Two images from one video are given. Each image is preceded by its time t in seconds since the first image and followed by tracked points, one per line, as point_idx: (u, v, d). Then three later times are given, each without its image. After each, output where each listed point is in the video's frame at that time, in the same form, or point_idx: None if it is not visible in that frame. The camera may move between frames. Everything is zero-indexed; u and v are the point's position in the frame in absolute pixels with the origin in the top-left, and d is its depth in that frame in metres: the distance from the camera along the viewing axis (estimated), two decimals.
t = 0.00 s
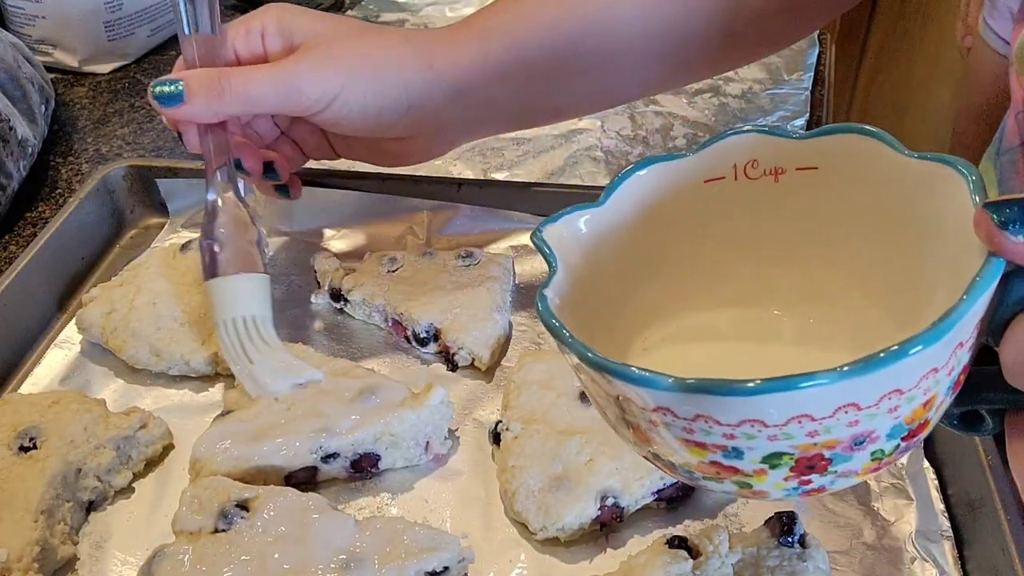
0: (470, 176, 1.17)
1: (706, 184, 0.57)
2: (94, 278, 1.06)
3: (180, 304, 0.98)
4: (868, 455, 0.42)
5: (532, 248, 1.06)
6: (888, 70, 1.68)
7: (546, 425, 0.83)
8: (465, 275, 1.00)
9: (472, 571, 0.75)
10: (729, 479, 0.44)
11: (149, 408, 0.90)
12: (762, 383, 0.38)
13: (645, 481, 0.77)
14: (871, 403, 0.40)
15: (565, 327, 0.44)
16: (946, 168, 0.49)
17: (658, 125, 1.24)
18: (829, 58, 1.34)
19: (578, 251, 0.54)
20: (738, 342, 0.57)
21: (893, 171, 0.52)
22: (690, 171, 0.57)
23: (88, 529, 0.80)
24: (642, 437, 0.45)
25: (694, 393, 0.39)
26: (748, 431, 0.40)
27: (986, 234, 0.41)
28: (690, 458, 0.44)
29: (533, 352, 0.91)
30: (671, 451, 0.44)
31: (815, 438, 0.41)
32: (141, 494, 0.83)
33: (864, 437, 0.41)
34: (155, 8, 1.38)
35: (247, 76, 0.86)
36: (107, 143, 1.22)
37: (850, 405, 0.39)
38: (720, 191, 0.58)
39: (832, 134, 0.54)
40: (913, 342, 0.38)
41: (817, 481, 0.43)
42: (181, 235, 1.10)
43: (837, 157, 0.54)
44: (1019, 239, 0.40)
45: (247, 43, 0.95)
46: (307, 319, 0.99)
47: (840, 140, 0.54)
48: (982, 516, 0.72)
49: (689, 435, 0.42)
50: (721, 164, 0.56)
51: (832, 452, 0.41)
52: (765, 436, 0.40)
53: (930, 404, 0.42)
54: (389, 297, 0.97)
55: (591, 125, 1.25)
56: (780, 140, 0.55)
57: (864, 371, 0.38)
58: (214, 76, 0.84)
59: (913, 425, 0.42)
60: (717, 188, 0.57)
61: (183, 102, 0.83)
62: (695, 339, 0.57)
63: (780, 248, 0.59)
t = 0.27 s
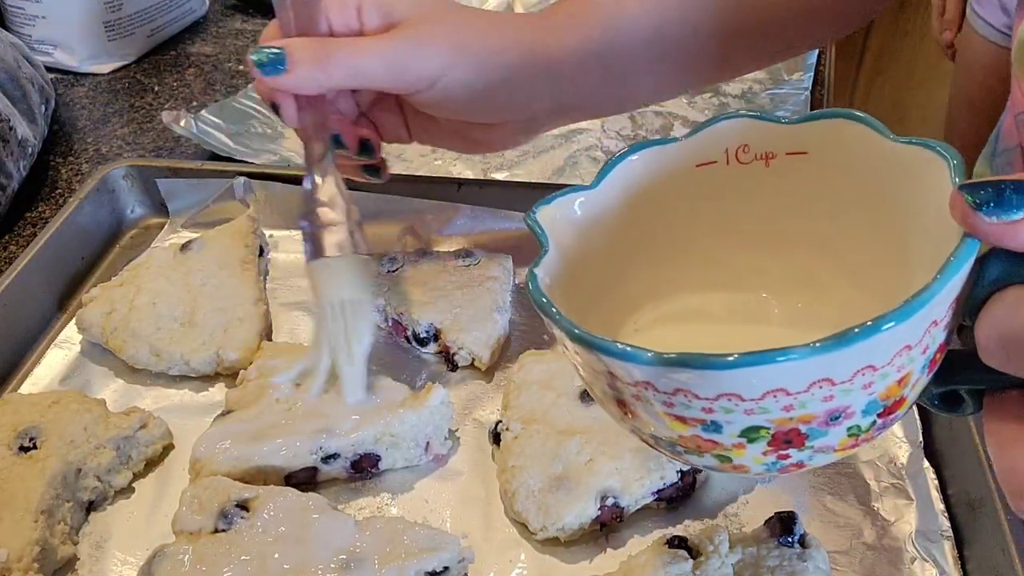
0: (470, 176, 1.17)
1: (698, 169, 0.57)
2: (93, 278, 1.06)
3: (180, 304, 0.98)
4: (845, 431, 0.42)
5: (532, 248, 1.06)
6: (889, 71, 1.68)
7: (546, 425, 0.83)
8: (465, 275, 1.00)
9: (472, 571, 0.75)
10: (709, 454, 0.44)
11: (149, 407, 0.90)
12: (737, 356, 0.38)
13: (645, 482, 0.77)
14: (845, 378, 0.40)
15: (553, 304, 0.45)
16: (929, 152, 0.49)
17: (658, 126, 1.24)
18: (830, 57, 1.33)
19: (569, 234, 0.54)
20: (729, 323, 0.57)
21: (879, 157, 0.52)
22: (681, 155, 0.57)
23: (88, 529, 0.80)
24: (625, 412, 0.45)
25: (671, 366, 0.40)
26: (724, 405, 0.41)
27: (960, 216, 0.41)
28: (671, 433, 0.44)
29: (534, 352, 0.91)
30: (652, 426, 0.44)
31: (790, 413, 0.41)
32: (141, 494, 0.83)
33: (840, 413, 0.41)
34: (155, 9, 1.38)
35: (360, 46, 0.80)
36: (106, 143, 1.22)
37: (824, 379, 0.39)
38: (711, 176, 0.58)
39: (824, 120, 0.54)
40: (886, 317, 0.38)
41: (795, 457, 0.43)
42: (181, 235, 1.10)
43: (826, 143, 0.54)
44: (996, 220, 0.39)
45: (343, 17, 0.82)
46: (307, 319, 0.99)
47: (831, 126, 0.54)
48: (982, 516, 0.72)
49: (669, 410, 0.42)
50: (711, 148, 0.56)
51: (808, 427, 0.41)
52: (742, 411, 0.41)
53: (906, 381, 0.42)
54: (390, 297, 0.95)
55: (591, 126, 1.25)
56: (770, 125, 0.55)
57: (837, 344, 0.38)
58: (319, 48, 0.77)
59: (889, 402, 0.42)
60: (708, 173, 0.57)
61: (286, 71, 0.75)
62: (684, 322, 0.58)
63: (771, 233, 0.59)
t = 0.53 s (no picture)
0: (470, 176, 1.17)
1: (693, 163, 0.57)
2: (93, 278, 1.06)
3: (180, 304, 0.98)
4: (834, 421, 0.43)
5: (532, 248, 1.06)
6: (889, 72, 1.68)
7: (546, 425, 0.83)
8: (465, 275, 1.00)
9: (472, 571, 0.75)
10: (700, 444, 0.45)
11: (149, 407, 0.90)
12: (726, 347, 0.39)
13: (645, 482, 0.77)
14: (833, 368, 0.40)
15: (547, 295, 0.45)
16: (921, 147, 0.49)
17: (659, 126, 1.24)
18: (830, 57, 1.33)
19: (564, 227, 0.54)
20: (721, 313, 0.58)
21: (871, 151, 0.52)
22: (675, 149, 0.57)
23: (87, 529, 0.80)
24: (618, 402, 0.45)
25: (661, 356, 0.40)
26: (713, 395, 0.41)
27: (948, 208, 0.41)
28: (662, 423, 0.44)
29: (534, 352, 0.91)
30: (644, 415, 0.44)
31: (778, 403, 0.41)
32: (141, 494, 0.83)
33: (828, 403, 0.41)
34: (155, 8, 1.38)
35: (377, 53, 0.81)
36: (106, 143, 1.22)
37: (811, 369, 0.39)
38: (705, 169, 0.58)
39: (818, 113, 0.54)
40: (874, 308, 0.38)
41: (784, 446, 0.44)
42: (181, 235, 1.10)
43: (820, 136, 0.54)
44: (983, 212, 0.40)
45: (353, 15, 0.84)
46: (307, 319, 0.99)
47: (825, 119, 0.54)
48: (982, 516, 0.72)
49: (660, 400, 0.43)
50: (706, 142, 0.56)
51: (796, 417, 0.42)
52: (731, 400, 0.41)
53: (894, 372, 0.42)
54: (390, 297, 0.96)
55: (591, 126, 1.25)
56: (764, 118, 0.55)
57: (824, 335, 0.38)
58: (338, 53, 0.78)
59: (877, 393, 0.42)
60: (703, 166, 0.57)
61: (304, 73, 0.76)
62: (679, 315, 0.58)
63: (768, 225, 0.59)
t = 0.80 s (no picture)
0: (470, 176, 1.17)
1: (694, 173, 0.57)
2: (93, 278, 1.06)
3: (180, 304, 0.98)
4: (836, 434, 0.43)
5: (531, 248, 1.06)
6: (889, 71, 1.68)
7: (546, 425, 0.83)
8: (465, 275, 1.00)
9: (472, 571, 0.75)
10: (702, 456, 0.45)
11: (149, 407, 0.90)
12: (728, 360, 0.39)
13: (645, 481, 0.77)
14: (835, 381, 0.40)
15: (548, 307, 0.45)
16: (922, 157, 0.49)
17: (658, 126, 1.24)
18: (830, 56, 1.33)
19: (565, 237, 0.54)
20: (718, 325, 0.58)
21: (872, 161, 0.52)
22: (676, 158, 0.57)
23: (87, 529, 0.80)
24: (619, 415, 0.45)
25: (661, 369, 0.40)
26: (715, 408, 0.41)
27: (949, 220, 0.41)
28: (664, 436, 0.44)
29: (534, 352, 0.91)
30: (645, 428, 0.44)
31: (781, 416, 0.41)
32: (141, 494, 0.83)
33: (830, 415, 0.41)
34: (155, 8, 1.38)
35: None
36: (106, 143, 1.22)
37: (813, 382, 0.39)
38: (706, 179, 0.58)
39: (819, 122, 0.54)
40: (876, 321, 0.38)
41: (787, 459, 0.44)
42: (181, 235, 1.10)
43: (820, 146, 0.54)
44: (984, 223, 0.40)
45: None
46: (306, 318, 0.99)
47: (826, 129, 0.54)
48: (982, 517, 0.72)
49: (661, 412, 0.43)
50: (706, 151, 0.56)
51: (799, 430, 0.42)
52: (733, 414, 0.41)
53: (896, 384, 0.42)
54: (390, 297, 0.96)
55: (591, 125, 1.25)
56: (764, 128, 0.55)
57: (825, 348, 0.38)
58: None
59: (880, 405, 0.42)
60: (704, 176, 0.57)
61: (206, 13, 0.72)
62: (679, 323, 0.58)
63: (769, 235, 0.59)
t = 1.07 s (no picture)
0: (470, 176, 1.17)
1: (674, 175, 0.58)
2: (94, 278, 1.06)
3: (180, 304, 0.98)
4: (811, 437, 0.42)
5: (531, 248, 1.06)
6: (889, 71, 1.68)
7: (546, 425, 0.83)
8: (465, 275, 1.00)
9: (472, 571, 0.75)
10: (678, 459, 0.44)
11: (149, 407, 0.90)
12: (700, 362, 0.38)
13: (645, 482, 0.77)
14: (809, 383, 0.40)
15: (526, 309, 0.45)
16: (901, 162, 0.49)
17: (658, 126, 1.24)
18: (830, 55, 1.33)
19: (545, 238, 0.55)
20: (699, 325, 0.59)
21: (852, 165, 0.52)
22: (657, 160, 0.57)
23: (87, 529, 0.80)
24: (596, 416, 0.45)
25: (634, 371, 0.40)
26: (689, 410, 0.41)
27: (921, 223, 0.40)
28: (640, 438, 0.44)
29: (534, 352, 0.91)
30: (621, 430, 0.44)
31: (755, 418, 0.41)
32: (141, 494, 0.83)
33: (804, 418, 0.41)
34: (155, 8, 1.38)
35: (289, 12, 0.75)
36: (106, 143, 1.22)
37: (786, 384, 0.39)
38: (687, 181, 0.58)
39: (798, 125, 0.54)
40: (848, 322, 0.38)
41: (762, 462, 0.43)
42: (181, 235, 1.10)
43: (799, 148, 0.55)
44: (956, 228, 0.39)
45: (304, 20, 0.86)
46: (307, 319, 0.99)
47: (806, 132, 0.54)
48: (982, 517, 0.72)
49: (636, 414, 0.42)
50: (688, 153, 0.57)
51: (773, 433, 0.41)
52: (707, 416, 0.41)
53: (871, 387, 0.42)
54: (390, 297, 0.96)
55: (591, 125, 1.26)
56: (744, 131, 0.55)
57: (797, 350, 0.38)
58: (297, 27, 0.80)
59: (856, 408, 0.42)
60: (683, 178, 0.58)
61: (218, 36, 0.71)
62: (661, 325, 0.59)
63: (749, 237, 0.59)
